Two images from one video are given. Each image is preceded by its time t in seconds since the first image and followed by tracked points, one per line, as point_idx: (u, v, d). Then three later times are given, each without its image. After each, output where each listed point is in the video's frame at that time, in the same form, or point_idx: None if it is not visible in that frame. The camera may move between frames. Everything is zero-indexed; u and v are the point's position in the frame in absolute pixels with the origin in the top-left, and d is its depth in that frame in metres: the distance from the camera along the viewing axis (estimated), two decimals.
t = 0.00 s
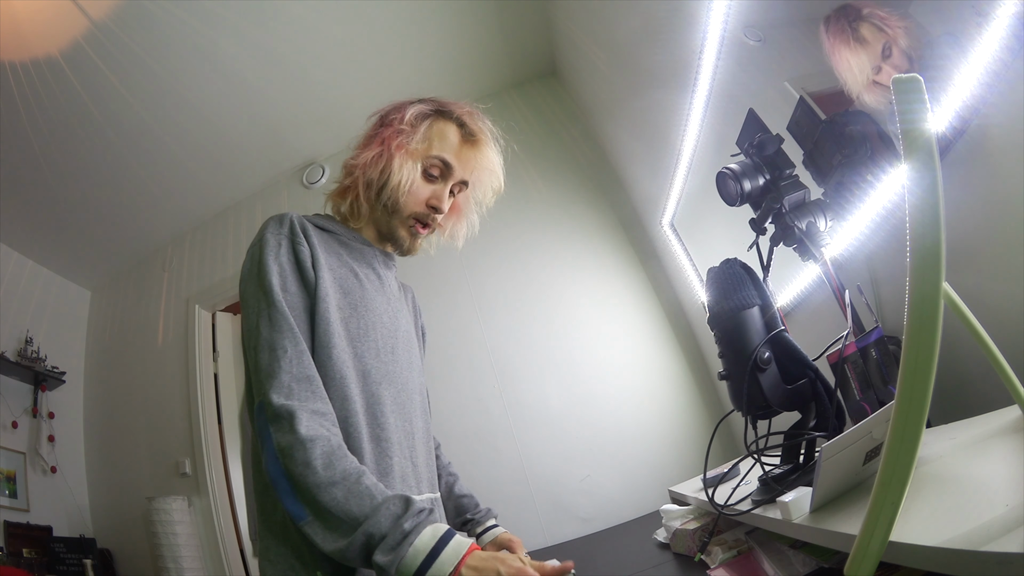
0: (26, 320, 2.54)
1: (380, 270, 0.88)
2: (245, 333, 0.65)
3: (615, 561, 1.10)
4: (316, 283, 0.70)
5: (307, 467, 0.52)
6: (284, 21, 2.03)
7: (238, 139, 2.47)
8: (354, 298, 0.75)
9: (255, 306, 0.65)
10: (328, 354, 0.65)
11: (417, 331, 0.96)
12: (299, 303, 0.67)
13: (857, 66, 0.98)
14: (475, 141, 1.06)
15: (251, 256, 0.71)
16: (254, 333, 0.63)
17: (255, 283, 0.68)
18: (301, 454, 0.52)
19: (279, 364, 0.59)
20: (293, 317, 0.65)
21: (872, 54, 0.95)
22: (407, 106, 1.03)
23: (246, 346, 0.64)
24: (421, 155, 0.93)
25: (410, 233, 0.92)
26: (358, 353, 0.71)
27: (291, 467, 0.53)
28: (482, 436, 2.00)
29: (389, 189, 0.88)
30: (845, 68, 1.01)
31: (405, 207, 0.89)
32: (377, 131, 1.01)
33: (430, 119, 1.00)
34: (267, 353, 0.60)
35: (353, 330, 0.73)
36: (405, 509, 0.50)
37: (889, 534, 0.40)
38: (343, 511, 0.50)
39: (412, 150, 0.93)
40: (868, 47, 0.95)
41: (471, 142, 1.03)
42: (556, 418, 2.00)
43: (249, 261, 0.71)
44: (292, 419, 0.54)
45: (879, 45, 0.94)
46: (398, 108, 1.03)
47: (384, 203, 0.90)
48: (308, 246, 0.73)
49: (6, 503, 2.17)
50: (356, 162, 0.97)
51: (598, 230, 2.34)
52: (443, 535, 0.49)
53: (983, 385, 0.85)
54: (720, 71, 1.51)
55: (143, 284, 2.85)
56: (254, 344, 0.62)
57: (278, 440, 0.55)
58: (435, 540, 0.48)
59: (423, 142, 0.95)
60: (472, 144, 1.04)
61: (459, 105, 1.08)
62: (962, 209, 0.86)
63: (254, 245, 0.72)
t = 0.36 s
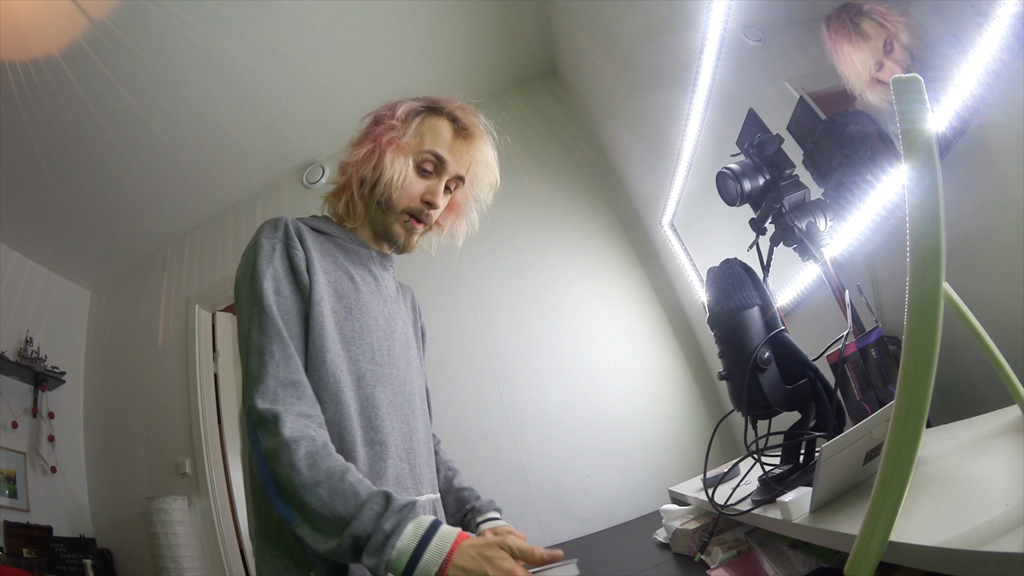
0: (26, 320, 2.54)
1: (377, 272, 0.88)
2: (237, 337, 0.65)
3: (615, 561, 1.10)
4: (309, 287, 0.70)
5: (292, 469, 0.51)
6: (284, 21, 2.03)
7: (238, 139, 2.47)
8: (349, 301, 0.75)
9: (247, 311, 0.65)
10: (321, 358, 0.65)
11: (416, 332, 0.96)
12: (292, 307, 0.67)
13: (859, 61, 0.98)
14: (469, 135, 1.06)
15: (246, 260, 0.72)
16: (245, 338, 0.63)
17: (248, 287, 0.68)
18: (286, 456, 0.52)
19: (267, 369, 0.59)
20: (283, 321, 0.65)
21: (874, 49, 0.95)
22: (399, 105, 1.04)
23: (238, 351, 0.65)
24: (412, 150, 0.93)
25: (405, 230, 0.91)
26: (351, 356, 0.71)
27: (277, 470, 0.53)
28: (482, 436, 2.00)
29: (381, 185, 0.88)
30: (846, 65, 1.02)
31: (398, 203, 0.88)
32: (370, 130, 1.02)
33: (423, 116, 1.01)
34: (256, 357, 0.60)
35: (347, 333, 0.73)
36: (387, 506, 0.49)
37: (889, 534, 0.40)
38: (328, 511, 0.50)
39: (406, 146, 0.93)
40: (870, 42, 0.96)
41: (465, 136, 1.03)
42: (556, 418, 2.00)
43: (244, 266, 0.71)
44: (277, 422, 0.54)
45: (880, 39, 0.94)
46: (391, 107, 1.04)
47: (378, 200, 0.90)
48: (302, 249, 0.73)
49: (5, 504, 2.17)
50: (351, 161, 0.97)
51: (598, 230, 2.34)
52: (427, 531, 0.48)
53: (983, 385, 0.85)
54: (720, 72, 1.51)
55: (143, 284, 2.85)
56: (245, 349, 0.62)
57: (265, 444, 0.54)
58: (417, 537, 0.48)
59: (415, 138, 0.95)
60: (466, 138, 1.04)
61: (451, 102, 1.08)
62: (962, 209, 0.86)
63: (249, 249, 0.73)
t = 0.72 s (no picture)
0: (26, 320, 2.54)
1: (373, 270, 0.87)
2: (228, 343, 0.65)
3: (615, 561, 1.10)
4: (301, 289, 0.69)
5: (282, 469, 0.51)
6: (284, 21, 2.03)
7: (239, 138, 2.47)
8: (343, 302, 0.75)
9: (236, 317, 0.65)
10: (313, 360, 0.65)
11: (415, 328, 0.96)
12: (282, 310, 0.67)
13: (858, 55, 0.98)
14: (460, 124, 1.06)
15: (238, 264, 0.72)
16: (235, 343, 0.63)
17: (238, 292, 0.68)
18: (275, 457, 0.52)
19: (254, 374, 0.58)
20: (271, 325, 0.65)
21: (873, 41, 0.95)
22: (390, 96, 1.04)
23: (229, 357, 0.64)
24: (405, 141, 0.93)
25: (401, 222, 0.91)
26: (345, 357, 0.71)
27: (269, 473, 0.52)
28: (482, 436, 1.99)
29: (376, 178, 0.88)
30: (843, 58, 1.02)
31: (394, 195, 0.88)
32: (362, 123, 1.02)
33: (413, 106, 1.01)
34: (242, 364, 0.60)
35: (340, 334, 0.72)
36: (377, 494, 0.49)
37: (888, 534, 0.40)
38: (323, 505, 0.50)
39: (397, 139, 0.93)
40: (870, 33, 0.96)
41: (456, 125, 1.03)
42: (556, 418, 2.00)
43: (235, 270, 0.71)
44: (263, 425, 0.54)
45: (880, 32, 0.94)
46: (381, 99, 1.04)
47: (372, 193, 0.89)
48: (293, 252, 0.72)
49: (6, 504, 2.17)
50: (344, 156, 0.97)
51: (598, 230, 2.34)
52: (424, 512, 0.48)
53: (983, 385, 0.84)
54: (720, 72, 1.51)
55: (143, 284, 2.85)
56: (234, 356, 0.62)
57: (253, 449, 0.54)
58: (416, 517, 0.48)
59: (407, 129, 0.95)
60: (457, 128, 1.04)
61: (441, 92, 1.08)
62: (962, 210, 0.86)
63: (240, 252, 0.73)
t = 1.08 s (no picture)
0: (26, 320, 2.54)
1: (371, 270, 0.87)
2: (229, 350, 0.64)
3: (615, 561, 1.10)
4: (303, 295, 0.69)
5: (315, 486, 0.53)
6: (284, 21, 2.03)
7: (238, 139, 2.47)
8: (344, 305, 0.75)
9: (239, 324, 0.64)
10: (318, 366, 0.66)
11: (410, 327, 0.96)
12: (285, 317, 0.67)
13: (857, 55, 0.98)
14: (462, 125, 1.06)
15: (234, 265, 0.71)
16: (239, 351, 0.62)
17: (239, 297, 0.67)
18: (304, 473, 0.53)
19: (268, 385, 0.58)
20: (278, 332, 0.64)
21: (873, 42, 0.95)
22: (395, 90, 1.03)
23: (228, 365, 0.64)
24: (412, 139, 0.93)
25: (400, 220, 0.92)
26: (349, 361, 0.71)
27: (296, 488, 0.53)
28: (482, 436, 1.99)
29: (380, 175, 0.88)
30: (842, 57, 1.01)
31: (397, 193, 0.88)
32: (364, 116, 1.00)
33: (419, 104, 1.00)
34: (253, 374, 0.59)
35: (343, 338, 0.73)
36: (417, 506, 0.54)
37: (889, 535, 0.40)
38: (360, 517, 0.53)
39: (404, 134, 0.93)
40: (870, 34, 0.96)
41: (459, 126, 1.04)
42: (556, 418, 2.00)
43: (233, 274, 0.70)
44: (287, 440, 0.54)
45: (879, 33, 0.94)
46: (385, 93, 1.02)
47: (375, 190, 0.89)
48: (293, 255, 0.72)
49: (5, 503, 2.17)
50: (346, 148, 0.96)
51: (598, 230, 2.34)
52: (460, 518, 0.55)
53: (983, 385, 0.84)
54: (720, 71, 1.51)
55: (143, 283, 2.85)
56: (238, 364, 0.62)
57: (274, 462, 0.55)
58: (455, 522, 0.55)
59: (413, 126, 0.95)
60: (459, 128, 1.05)
61: (443, 90, 1.08)
62: (962, 210, 0.86)
63: (237, 255, 0.72)
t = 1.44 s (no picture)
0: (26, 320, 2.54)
1: (370, 270, 0.88)
2: (238, 343, 0.62)
3: (615, 561, 1.10)
4: (313, 293, 0.69)
5: (354, 482, 0.54)
6: (284, 21, 2.03)
7: (238, 139, 2.47)
8: (350, 305, 0.76)
9: (254, 318, 0.63)
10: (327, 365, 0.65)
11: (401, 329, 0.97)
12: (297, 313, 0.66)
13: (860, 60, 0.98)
14: (468, 132, 1.06)
15: (241, 258, 0.70)
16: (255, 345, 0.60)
17: (251, 290, 0.66)
18: (342, 470, 0.54)
19: (296, 381, 0.58)
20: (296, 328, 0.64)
21: (875, 48, 0.95)
22: (403, 91, 1.01)
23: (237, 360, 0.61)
24: (421, 146, 0.92)
25: (404, 226, 0.92)
26: (355, 362, 0.71)
27: (330, 484, 0.54)
28: (481, 436, 1.99)
29: (387, 182, 0.87)
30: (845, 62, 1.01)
31: (402, 201, 0.88)
32: (370, 115, 0.98)
33: (428, 108, 0.99)
34: (278, 369, 0.58)
35: (350, 338, 0.73)
36: (444, 503, 0.58)
37: (889, 534, 0.40)
38: (393, 514, 0.55)
39: (413, 139, 0.92)
40: (872, 40, 0.95)
41: (466, 133, 1.04)
42: (556, 418, 2.00)
43: (241, 266, 0.69)
44: (325, 438, 0.54)
45: (881, 39, 0.94)
46: (392, 92, 1.00)
47: (380, 196, 0.89)
48: (303, 252, 0.72)
49: (5, 504, 2.17)
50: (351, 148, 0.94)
51: (598, 230, 2.34)
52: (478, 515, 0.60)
53: (983, 386, 0.85)
54: (720, 71, 1.51)
55: (142, 284, 2.85)
56: (254, 359, 0.60)
57: (304, 460, 0.54)
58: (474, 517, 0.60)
59: (423, 132, 0.94)
60: (465, 135, 1.04)
61: (451, 94, 1.07)
62: (962, 210, 0.86)
63: (244, 248, 0.71)
